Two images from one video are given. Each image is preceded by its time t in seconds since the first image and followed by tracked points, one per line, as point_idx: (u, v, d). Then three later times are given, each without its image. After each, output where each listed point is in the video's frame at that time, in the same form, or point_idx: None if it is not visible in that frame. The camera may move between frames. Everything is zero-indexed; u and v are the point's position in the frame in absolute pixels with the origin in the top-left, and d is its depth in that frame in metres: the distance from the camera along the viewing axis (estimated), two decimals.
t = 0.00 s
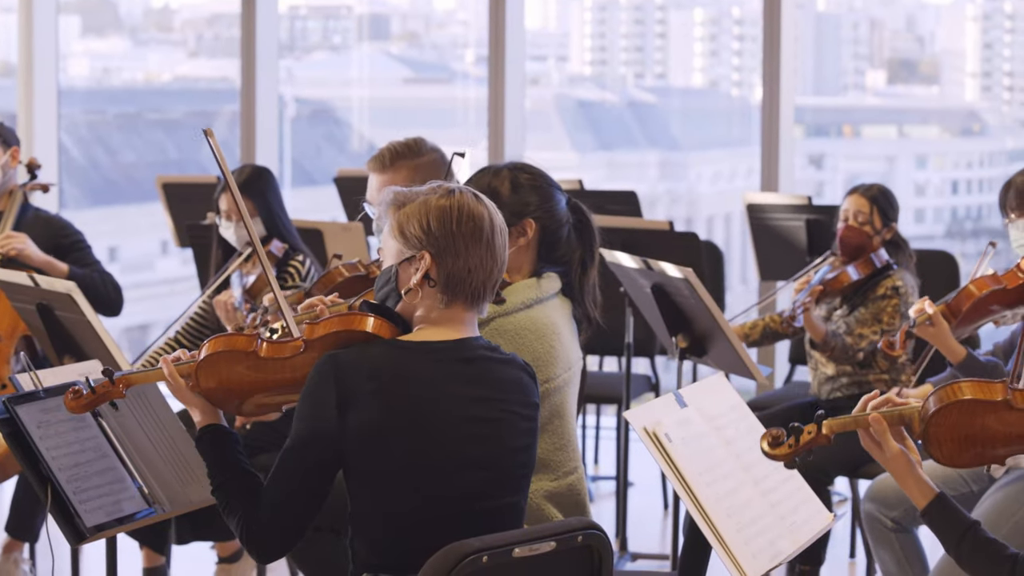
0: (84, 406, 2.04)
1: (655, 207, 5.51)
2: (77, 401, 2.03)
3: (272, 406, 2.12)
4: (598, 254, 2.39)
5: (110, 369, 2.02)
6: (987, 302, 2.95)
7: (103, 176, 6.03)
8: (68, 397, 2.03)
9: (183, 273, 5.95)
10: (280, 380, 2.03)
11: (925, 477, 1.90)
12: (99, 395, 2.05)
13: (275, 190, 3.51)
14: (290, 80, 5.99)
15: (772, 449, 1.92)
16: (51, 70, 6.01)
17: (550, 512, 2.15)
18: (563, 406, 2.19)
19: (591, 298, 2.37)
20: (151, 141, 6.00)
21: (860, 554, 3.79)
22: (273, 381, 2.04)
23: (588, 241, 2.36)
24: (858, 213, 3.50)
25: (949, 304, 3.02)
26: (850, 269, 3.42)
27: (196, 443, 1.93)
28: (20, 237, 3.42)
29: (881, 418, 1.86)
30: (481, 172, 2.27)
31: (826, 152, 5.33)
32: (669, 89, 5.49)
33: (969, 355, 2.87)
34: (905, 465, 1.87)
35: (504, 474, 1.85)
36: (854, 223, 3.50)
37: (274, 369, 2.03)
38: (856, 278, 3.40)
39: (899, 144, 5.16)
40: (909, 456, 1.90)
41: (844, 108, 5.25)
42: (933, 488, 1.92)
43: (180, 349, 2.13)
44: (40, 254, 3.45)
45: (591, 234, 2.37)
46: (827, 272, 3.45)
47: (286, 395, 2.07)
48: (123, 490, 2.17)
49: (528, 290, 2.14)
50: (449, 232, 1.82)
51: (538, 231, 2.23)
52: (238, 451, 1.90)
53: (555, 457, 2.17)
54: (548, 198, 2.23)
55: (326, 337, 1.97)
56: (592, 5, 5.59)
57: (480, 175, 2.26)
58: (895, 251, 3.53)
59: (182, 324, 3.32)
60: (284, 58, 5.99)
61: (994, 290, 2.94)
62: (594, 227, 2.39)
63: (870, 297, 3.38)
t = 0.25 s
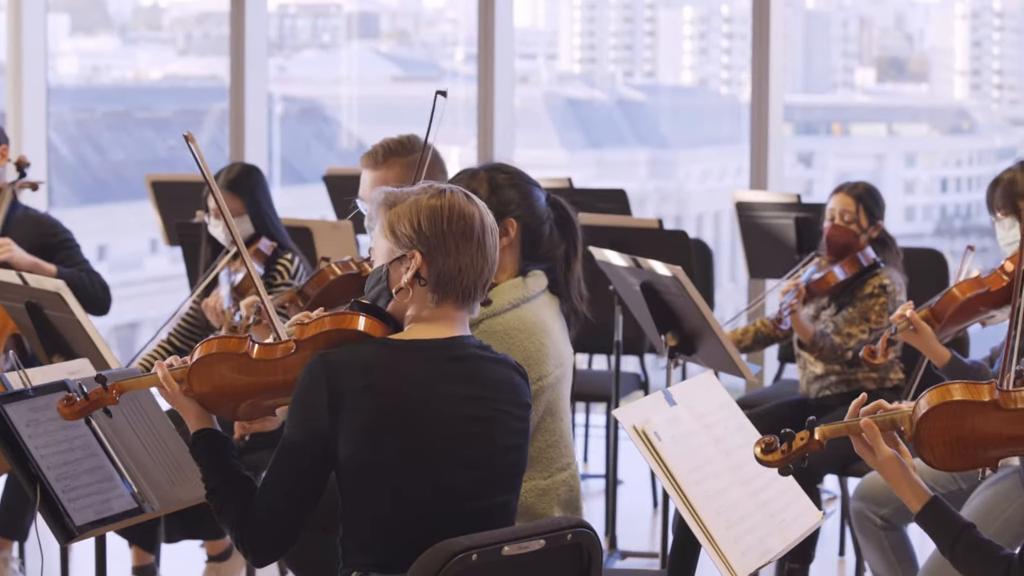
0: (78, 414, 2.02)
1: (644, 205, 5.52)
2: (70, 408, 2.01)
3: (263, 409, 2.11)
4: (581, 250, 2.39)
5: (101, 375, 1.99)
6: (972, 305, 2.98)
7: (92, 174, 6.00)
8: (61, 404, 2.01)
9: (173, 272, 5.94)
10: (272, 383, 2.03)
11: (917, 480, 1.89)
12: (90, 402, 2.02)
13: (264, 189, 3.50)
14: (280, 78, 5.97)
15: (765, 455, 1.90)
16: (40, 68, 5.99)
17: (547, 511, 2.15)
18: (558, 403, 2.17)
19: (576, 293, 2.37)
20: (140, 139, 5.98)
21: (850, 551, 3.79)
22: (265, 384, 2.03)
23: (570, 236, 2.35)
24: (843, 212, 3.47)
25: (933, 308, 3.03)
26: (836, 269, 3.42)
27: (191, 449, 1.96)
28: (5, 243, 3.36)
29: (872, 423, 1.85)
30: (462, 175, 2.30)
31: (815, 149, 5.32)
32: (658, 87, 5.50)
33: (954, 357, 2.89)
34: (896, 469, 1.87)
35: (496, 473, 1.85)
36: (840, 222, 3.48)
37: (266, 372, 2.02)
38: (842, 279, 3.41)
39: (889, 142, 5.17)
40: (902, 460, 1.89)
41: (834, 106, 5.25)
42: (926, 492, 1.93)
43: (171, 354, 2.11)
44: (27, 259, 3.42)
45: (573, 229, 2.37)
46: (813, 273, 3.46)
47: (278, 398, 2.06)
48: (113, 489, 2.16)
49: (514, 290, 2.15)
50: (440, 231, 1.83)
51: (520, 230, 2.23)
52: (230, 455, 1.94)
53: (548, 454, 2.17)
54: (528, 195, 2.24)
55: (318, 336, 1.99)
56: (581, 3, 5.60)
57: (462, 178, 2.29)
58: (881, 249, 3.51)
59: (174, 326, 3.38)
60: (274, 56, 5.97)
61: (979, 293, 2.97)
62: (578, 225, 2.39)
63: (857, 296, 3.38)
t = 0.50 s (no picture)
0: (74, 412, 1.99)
1: (636, 203, 5.55)
2: (66, 405, 1.97)
3: (256, 409, 2.11)
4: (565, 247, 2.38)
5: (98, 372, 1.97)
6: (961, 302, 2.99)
7: (83, 172, 6.00)
8: (57, 401, 1.98)
9: (163, 270, 5.90)
10: (268, 380, 2.03)
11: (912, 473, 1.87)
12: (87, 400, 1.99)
13: (255, 186, 3.52)
14: (271, 77, 5.98)
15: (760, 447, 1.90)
16: (31, 66, 5.99)
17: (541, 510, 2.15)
18: (551, 402, 2.17)
19: (563, 290, 2.36)
20: (130, 138, 5.98)
21: (840, 549, 3.80)
22: (261, 382, 2.03)
23: (555, 234, 2.35)
24: (831, 210, 3.48)
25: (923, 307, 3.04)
26: (824, 267, 3.42)
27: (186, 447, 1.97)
28: None
29: (867, 417, 1.85)
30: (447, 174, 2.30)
31: (807, 147, 5.32)
32: (648, 86, 5.51)
33: (942, 354, 2.89)
34: (891, 462, 1.85)
35: (490, 471, 1.84)
36: (828, 220, 3.48)
37: (262, 369, 2.02)
38: (830, 277, 3.40)
39: (879, 139, 5.17)
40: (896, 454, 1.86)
41: (823, 103, 5.26)
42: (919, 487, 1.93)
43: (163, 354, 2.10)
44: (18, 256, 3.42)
45: (557, 227, 2.37)
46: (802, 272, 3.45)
47: (274, 396, 2.06)
48: (104, 487, 2.15)
49: (505, 288, 2.15)
50: (437, 229, 1.82)
51: (506, 228, 2.22)
52: (225, 453, 1.95)
53: (541, 452, 2.16)
54: (513, 193, 2.24)
55: (311, 334, 1.98)
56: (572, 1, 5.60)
57: (445, 176, 2.29)
58: (870, 246, 3.50)
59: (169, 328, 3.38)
60: (265, 54, 5.98)
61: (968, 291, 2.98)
62: (563, 224, 2.39)
63: (846, 295, 3.39)
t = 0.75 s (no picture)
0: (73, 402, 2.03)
1: (625, 201, 5.54)
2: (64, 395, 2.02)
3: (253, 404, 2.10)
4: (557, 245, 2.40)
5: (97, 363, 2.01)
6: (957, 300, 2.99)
7: (73, 171, 6.02)
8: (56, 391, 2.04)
9: (153, 268, 5.94)
10: (266, 374, 2.03)
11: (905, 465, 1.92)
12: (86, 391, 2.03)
13: (247, 183, 3.53)
14: (261, 75, 5.97)
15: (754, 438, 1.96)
16: (21, 65, 5.99)
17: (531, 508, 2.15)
18: (540, 399, 2.17)
19: (554, 289, 2.36)
20: (120, 136, 5.98)
21: (830, 547, 3.81)
22: (258, 376, 2.03)
23: (545, 231, 2.36)
24: (818, 208, 3.48)
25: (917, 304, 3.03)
26: (812, 268, 3.42)
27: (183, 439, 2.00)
28: None
29: (859, 410, 1.88)
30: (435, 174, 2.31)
31: (797, 145, 5.32)
32: (638, 84, 5.51)
33: (935, 351, 2.85)
34: (884, 455, 1.89)
35: (484, 472, 1.83)
36: (814, 218, 3.49)
37: (261, 363, 2.02)
38: (818, 277, 3.41)
39: (869, 138, 5.17)
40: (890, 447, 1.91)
41: (813, 101, 5.27)
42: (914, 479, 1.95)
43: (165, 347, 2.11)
44: (8, 252, 3.42)
45: (547, 224, 2.38)
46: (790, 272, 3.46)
47: (271, 391, 2.05)
48: (94, 485, 2.15)
49: (495, 286, 2.15)
50: (438, 228, 1.83)
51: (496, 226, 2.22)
52: (220, 449, 1.96)
53: (532, 450, 2.16)
54: (503, 191, 2.24)
55: (310, 329, 1.99)
56: None
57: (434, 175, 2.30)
58: (859, 244, 3.48)
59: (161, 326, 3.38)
60: (255, 52, 5.98)
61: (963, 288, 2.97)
62: (553, 222, 2.40)
63: (835, 294, 3.39)
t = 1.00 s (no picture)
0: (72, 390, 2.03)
1: (615, 199, 5.53)
2: (64, 382, 2.01)
3: (250, 396, 2.11)
4: (549, 245, 2.40)
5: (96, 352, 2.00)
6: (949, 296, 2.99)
7: (64, 169, 5.99)
8: (55, 378, 2.04)
9: (144, 267, 5.95)
10: (264, 367, 2.03)
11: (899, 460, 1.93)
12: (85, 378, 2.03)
13: (238, 181, 3.53)
14: (251, 73, 5.97)
15: (748, 430, 1.98)
16: (10, 63, 5.98)
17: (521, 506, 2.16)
18: (529, 396, 2.16)
19: (545, 289, 2.36)
20: (111, 135, 5.97)
21: (820, 545, 3.82)
22: (256, 369, 2.03)
23: (538, 231, 2.36)
24: (806, 207, 3.50)
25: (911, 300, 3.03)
26: (801, 267, 3.42)
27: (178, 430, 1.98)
28: None
29: (854, 403, 1.87)
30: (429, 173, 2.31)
31: (787, 144, 5.35)
32: (629, 82, 5.51)
33: (929, 348, 2.85)
34: (878, 450, 1.90)
35: (478, 471, 1.83)
36: (803, 217, 3.51)
37: (260, 356, 2.02)
38: (808, 276, 3.41)
39: (859, 136, 5.19)
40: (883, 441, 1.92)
41: (803, 100, 5.29)
42: (907, 474, 1.95)
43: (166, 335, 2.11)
44: None
45: (540, 223, 2.38)
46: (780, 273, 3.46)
47: (268, 384, 2.06)
48: (84, 485, 2.14)
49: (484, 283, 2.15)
50: (440, 227, 1.82)
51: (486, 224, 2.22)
52: (218, 441, 1.95)
53: (521, 447, 2.16)
54: (497, 189, 2.24)
55: (308, 325, 1.99)
56: None
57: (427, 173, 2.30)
58: (847, 242, 3.49)
59: (153, 324, 3.38)
60: (245, 50, 5.97)
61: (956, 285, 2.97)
62: (546, 221, 2.40)
63: (825, 293, 3.39)
